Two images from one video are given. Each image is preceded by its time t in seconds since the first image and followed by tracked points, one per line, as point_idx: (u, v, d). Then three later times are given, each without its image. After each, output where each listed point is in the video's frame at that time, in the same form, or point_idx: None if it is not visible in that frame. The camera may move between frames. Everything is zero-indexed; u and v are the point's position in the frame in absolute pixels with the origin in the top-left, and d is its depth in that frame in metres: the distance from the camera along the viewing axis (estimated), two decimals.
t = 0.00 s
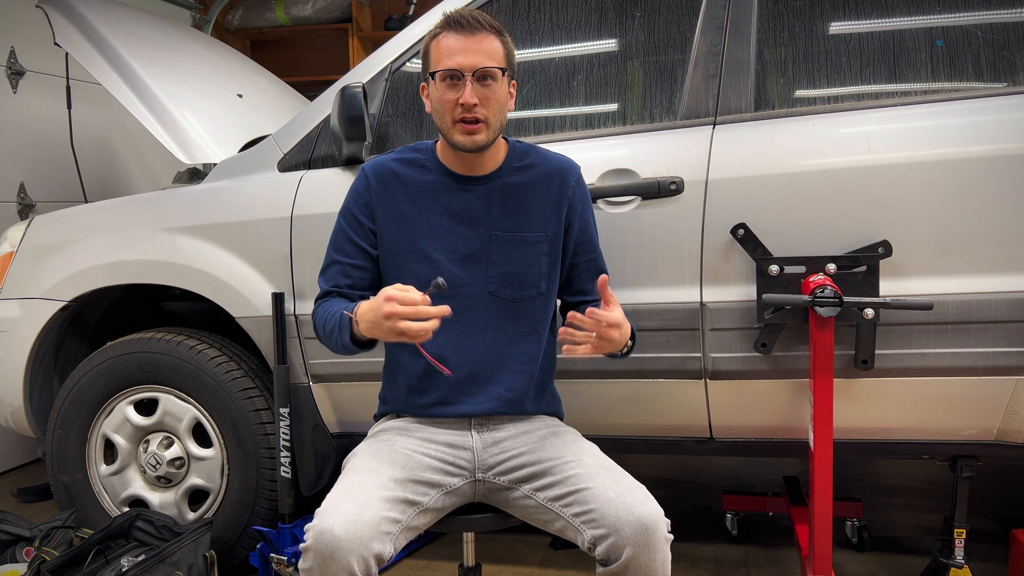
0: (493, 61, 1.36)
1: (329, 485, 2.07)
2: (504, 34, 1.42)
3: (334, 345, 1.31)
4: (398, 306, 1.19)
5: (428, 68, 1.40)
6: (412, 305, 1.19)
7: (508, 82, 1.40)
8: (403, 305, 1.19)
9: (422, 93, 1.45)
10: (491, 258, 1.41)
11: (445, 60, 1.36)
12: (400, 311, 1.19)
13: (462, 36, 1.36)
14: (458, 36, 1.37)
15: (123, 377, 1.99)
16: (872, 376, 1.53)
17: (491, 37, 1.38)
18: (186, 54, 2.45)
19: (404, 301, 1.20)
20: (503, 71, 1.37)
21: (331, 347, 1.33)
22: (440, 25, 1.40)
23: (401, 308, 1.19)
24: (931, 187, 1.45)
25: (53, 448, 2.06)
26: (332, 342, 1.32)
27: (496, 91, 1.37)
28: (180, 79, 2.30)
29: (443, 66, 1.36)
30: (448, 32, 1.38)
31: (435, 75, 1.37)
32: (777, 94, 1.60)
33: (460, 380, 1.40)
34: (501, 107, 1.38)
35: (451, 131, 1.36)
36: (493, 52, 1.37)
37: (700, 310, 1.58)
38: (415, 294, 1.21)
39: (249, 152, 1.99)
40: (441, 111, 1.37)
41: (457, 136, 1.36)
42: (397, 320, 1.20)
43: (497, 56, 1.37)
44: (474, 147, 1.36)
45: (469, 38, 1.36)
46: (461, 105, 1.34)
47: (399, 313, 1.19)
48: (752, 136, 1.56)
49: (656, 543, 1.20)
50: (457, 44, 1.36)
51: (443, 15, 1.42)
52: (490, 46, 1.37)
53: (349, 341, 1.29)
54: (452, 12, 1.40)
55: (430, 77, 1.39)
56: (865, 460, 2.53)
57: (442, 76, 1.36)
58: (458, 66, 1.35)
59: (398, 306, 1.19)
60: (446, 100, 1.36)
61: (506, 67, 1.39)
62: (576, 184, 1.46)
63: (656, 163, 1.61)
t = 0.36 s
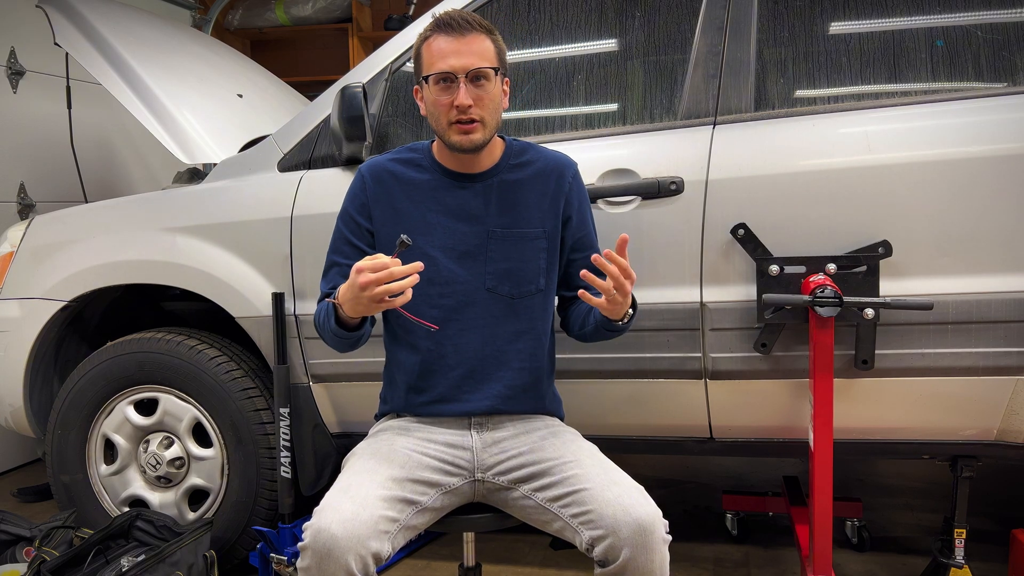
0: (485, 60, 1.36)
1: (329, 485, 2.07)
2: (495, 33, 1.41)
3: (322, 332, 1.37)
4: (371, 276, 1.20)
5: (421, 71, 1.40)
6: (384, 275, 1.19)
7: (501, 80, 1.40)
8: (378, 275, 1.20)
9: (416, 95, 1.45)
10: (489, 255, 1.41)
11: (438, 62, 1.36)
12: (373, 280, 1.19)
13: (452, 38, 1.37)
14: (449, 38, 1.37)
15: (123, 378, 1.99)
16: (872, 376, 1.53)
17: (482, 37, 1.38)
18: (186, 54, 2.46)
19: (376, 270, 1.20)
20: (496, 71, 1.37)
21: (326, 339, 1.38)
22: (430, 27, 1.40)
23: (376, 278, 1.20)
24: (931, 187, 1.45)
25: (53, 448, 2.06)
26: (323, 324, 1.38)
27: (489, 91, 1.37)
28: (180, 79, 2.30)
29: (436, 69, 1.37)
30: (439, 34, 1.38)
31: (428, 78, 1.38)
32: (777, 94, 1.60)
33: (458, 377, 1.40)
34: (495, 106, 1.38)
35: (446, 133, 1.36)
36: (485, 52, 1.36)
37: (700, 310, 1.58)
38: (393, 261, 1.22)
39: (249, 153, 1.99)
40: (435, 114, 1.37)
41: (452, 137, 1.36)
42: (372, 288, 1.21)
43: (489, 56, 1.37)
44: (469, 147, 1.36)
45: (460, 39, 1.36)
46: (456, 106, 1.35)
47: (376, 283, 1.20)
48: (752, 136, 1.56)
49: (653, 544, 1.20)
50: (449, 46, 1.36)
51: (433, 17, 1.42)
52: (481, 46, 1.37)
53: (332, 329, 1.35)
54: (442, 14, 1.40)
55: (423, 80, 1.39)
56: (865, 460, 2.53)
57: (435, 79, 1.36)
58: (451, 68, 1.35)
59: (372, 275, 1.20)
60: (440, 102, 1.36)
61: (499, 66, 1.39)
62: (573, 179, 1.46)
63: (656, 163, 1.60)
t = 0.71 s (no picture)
0: (484, 67, 1.36)
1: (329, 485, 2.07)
2: (496, 35, 1.41)
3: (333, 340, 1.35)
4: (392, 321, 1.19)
5: (420, 73, 1.40)
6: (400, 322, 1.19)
7: (501, 84, 1.40)
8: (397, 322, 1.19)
9: (414, 95, 1.45)
10: (488, 257, 1.41)
11: (437, 66, 1.36)
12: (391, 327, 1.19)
13: (452, 42, 1.36)
14: (448, 42, 1.36)
15: (123, 378, 1.99)
16: (872, 376, 1.53)
17: (482, 41, 1.37)
18: (186, 54, 2.45)
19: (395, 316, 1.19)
20: (495, 76, 1.37)
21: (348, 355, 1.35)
22: (430, 28, 1.38)
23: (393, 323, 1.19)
24: (931, 187, 1.45)
25: (53, 448, 2.06)
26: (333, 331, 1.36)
27: (489, 98, 1.37)
28: (180, 79, 2.30)
29: (435, 72, 1.36)
30: (439, 37, 1.37)
31: (427, 82, 1.37)
32: (777, 94, 1.60)
33: (457, 379, 1.40)
34: (494, 112, 1.38)
35: (445, 137, 1.37)
36: (485, 56, 1.36)
37: (700, 310, 1.58)
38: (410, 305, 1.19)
39: (249, 153, 1.99)
40: (434, 119, 1.37)
41: (451, 142, 1.37)
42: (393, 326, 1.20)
43: (488, 61, 1.36)
44: (467, 152, 1.37)
45: (460, 44, 1.35)
46: (454, 113, 1.35)
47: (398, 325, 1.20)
48: (752, 136, 1.56)
49: (653, 544, 1.20)
50: (448, 50, 1.35)
51: (433, 16, 1.40)
52: (481, 50, 1.36)
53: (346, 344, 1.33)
54: (441, 14, 1.39)
55: (422, 83, 1.39)
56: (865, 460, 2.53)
57: (434, 84, 1.36)
58: (451, 72, 1.35)
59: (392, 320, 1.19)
60: (438, 107, 1.36)
61: (498, 71, 1.38)
62: (570, 180, 1.46)
63: (656, 163, 1.60)
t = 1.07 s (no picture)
0: (490, 65, 1.36)
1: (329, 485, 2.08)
2: (503, 35, 1.41)
3: (332, 335, 1.35)
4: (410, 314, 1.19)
5: (425, 70, 1.39)
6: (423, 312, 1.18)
7: (506, 84, 1.40)
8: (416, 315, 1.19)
9: (418, 92, 1.44)
10: (488, 258, 1.41)
11: (443, 63, 1.35)
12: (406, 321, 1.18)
13: (459, 39, 1.35)
14: (455, 39, 1.36)
15: (123, 377, 1.99)
16: (872, 376, 1.52)
17: (489, 40, 1.37)
18: (186, 54, 2.46)
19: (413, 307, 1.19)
20: (501, 76, 1.37)
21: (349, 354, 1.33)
22: (438, 25, 1.38)
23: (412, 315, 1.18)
24: (931, 187, 1.45)
25: (53, 448, 2.06)
26: (332, 325, 1.36)
27: (494, 96, 1.37)
28: (180, 79, 2.30)
29: (440, 69, 1.36)
30: (445, 33, 1.37)
31: (433, 78, 1.37)
32: (777, 94, 1.60)
33: (457, 380, 1.40)
34: (498, 111, 1.38)
35: (447, 133, 1.37)
36: (491, 55, 1.36)
37: (700, 310, 1.58)
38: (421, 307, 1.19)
39: (249, 153, 1.99)
40: (437, 115, 1.37)
41: (454, 139, 1.36)
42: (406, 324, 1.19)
43: (494, 60, 1.37)
44: (469, 149, 1.36)
45: (467, 41, 1.35)
46: (458, 110, 1.35)
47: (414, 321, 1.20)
48: (752, 136, 1.56)
49: (653, 545, 1.20)
50: (455, 47, 1.35)
51: (441, 14, 1.41)
52: (488, 48, 1.36)
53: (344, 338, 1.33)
54: (449, 11, 1.39)
55: (427, 79, 1.38)
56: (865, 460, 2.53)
57: (440, 81, 1.36)
58: (456, 69, 1.35)
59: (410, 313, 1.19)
60: (442, 104, 1.36)
61: (504, 70, 1.39)
62: (571, 183, 1.46)
63: (656, 163, 1.60)
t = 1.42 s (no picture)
0: (490, 65, 1.36)
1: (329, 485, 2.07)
2: (504, 35, 1.41)
3: (327, 323, 1.34)
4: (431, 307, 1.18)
5: (425, 69, 1.40)
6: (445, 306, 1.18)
7: (506, 84, 1.40)
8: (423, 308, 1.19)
9: (419, 91, 1.45)
10: (488, 256, 1.41)
11: (443, 63, 1.36)
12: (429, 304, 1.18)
13: (459, 39, 1.36)
14: (455, 39, 1.36)
15: (123, 378, 1.99)
16: (872, 376, 1.53)
17: (489, 39, 1.37)
18: (186, 54, 2.46)
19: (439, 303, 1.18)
20: (500, 76, 1.37)
21: (346, 343, 1.31)
22: (438, 24, 1.39)
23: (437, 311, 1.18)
24: (931, 187, 1.45)
25: (53, 448, 2.06)
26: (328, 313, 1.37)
27: (493, 96, 1.36)
28: (180, 79, 2.30)
29: (440, 69, 1.36)
30: (445, 33, 1.37)
31: (433, 78, 1.37)
32: (777, 94, 1.60)
33: (457, 379, 1.40)
34: (498, 110, 1.38)
35: (446, 133, 1.37)
36: (491, 55, 1.36)
37: (700, 310, 1.58)
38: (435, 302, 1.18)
39: (249, 152, 1.99)
40: (437, 114, 1.37)
41: (453, 138, 1.36)
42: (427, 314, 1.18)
43: (494, 60, 1.37)
44: (468, 148, 1.36)
45: (467, 41, 1.36)
46: (457, 110, 1.35)
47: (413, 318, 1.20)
48: (752, 137, 1.56)
49: (652, 545, 1.20)
50: (455, 47, 1.35)
51: (442, 13, 1.41)
52: (487, 48, 1.36)
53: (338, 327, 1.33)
54: (450, 11, 1.39)
55: (427, 79, 1.39)
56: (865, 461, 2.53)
57: (439, 80, 1.36)
58: (456, 69, 1.35)
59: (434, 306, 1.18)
60: (442, 103, 1.36)
61: (504, 70, 1.38)
62: (573, 182, 1.46)
63: (656, 163, 1.60)
